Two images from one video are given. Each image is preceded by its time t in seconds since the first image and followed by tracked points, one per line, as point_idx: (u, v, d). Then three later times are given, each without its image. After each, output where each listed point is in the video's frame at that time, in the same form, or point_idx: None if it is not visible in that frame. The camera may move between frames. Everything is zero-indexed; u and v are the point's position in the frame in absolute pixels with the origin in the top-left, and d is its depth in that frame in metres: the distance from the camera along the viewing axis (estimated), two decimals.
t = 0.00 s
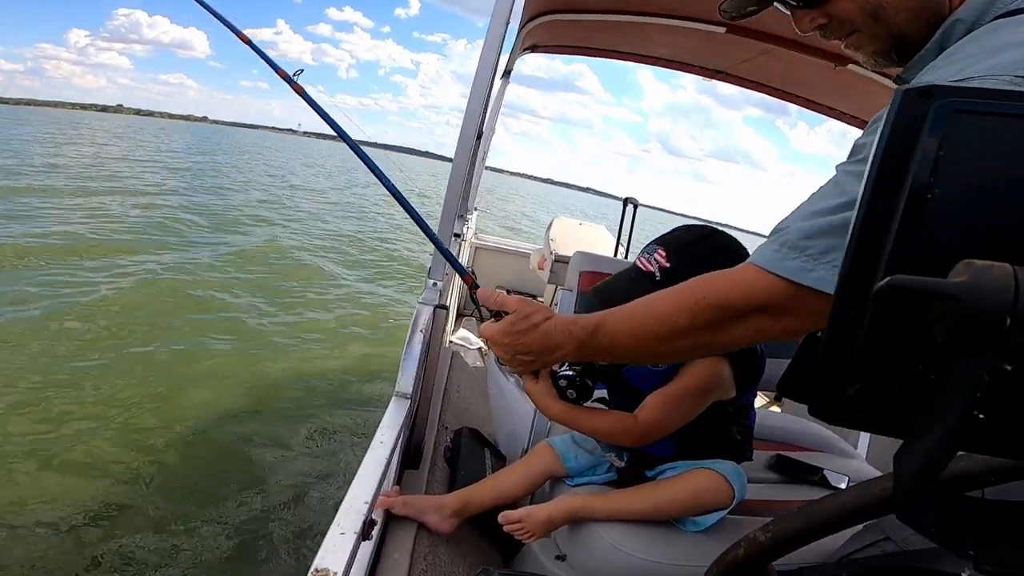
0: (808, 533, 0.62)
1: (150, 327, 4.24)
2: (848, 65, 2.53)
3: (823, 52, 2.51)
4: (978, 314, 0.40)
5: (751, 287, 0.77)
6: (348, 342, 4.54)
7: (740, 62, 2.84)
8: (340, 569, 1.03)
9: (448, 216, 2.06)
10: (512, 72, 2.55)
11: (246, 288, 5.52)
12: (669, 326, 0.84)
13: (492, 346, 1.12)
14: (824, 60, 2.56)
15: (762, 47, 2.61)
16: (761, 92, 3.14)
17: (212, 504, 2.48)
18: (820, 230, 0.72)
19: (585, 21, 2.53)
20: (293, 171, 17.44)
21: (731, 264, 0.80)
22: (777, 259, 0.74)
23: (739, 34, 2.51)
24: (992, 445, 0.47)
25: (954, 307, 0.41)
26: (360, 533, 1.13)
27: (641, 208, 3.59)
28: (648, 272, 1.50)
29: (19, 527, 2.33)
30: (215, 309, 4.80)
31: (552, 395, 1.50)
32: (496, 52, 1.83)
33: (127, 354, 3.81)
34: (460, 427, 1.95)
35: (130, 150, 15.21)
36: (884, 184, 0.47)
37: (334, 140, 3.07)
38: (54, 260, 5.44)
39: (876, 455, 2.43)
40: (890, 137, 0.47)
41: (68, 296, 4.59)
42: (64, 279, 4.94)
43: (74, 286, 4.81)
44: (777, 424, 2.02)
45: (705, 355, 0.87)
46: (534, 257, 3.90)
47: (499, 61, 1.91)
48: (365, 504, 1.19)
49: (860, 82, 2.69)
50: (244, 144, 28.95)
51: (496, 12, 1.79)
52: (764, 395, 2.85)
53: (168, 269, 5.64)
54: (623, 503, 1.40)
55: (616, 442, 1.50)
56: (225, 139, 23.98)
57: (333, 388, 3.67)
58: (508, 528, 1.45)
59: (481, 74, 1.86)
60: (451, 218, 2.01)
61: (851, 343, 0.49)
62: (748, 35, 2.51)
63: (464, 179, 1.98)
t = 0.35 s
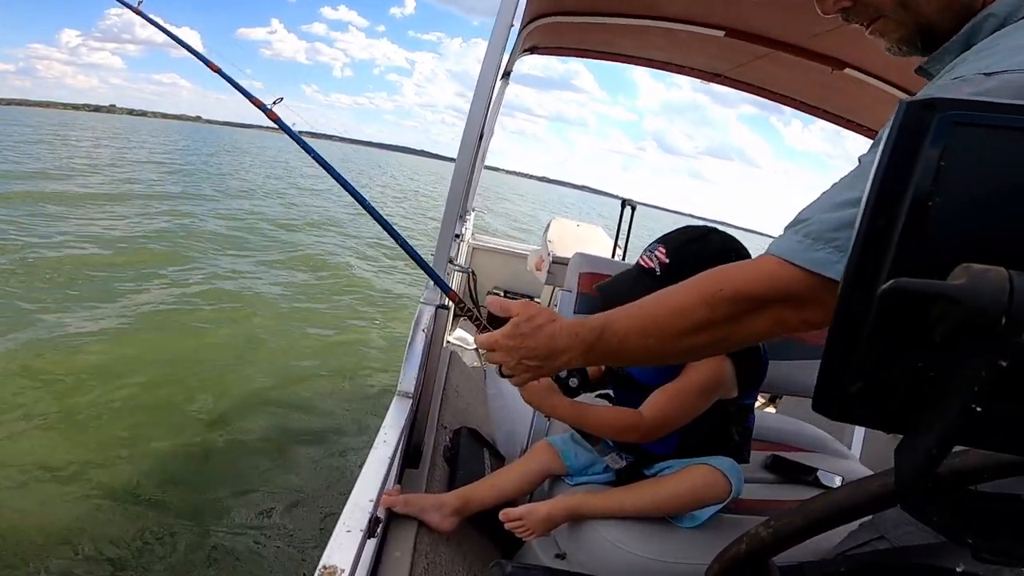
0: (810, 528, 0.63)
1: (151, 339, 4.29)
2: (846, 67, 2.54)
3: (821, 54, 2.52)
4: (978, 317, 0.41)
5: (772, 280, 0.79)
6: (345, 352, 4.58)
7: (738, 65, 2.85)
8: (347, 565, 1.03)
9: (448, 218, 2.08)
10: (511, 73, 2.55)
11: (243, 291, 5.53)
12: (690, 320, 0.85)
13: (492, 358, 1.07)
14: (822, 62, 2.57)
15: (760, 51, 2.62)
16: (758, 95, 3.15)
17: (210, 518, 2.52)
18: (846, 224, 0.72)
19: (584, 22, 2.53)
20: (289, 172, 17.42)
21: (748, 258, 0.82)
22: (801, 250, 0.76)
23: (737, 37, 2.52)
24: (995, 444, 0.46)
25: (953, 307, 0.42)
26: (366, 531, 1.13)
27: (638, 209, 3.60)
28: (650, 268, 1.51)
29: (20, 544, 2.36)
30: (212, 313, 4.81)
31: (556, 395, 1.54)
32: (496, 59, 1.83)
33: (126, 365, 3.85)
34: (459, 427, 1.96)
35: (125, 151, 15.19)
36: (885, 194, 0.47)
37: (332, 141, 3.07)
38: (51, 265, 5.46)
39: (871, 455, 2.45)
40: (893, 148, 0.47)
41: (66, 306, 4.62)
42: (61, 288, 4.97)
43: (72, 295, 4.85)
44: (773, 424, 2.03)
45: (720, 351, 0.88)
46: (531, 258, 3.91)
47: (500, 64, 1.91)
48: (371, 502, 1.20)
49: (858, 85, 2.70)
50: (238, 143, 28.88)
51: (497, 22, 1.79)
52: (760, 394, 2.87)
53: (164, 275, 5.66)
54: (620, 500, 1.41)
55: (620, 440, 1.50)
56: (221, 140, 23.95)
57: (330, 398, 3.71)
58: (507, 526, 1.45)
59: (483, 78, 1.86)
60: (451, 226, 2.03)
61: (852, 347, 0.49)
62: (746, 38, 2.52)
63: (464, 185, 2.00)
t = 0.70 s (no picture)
0: (809, 519, 0.63)
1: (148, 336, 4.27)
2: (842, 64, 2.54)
3: (816, 51, 2.52)
4: (979, 301, 0.41)
5: (755, 252, 0.82)
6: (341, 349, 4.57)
7: (734, 62, 2.84)
8: (344, 559, 1.03)
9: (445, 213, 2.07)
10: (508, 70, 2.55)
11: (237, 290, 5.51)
12: (674, 292, 0.88)
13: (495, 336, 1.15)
14: (817, 60, 2.57)
15: (757, 48, 2.62)
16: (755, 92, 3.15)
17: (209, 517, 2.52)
18: (816, 200, 0.74)
19: (581, 19, 2.53)
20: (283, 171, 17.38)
21: (731, 234, 0.84)
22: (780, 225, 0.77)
23: (733, 35, 2.52)
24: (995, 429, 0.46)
25: (953, 292, 0.41)
26: (364, 525, 1.13)
27: (634, 205, 3.60)
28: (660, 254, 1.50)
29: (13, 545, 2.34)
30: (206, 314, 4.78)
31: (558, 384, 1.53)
32: (493, 57, 1.83)
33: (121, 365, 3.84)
34: (455, 422, 1.95)
35: (117, 150, 15.12)
36: (882, 186, 0.47)
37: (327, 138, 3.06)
38: (44, 265, 5.43)
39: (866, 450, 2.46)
40: (891, 141, 0.46)
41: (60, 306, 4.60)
42: (54, 286, 4.94)
43: (65, 294, 4.82)
44: (768, 420, 2.03)
45: (707, 322, 0.91)
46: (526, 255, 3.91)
47: (498, 60, 1.90)
48: (370, 496, 1.20)
49: (853, 83, 2.71)
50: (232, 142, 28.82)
51: (495, 18, 1.79)
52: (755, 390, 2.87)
53: (159, 275, 5.64)
54: (619, 495, 1.41)
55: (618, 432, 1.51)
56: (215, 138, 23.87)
57: (325, 397, 3.71)
58: (506, 520, 1.46)
59: (481, 73, 1.86)
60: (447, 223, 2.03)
61: (850, 335, 0.48)
62: (743, 35, 2.52)
63: (462, 181, 2.00)
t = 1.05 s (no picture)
0: (824, 507, 0.65)
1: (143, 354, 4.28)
2: (838, 59, 2.56)
3: (813, 46, 2.53)
4: (1001, 279, 0.41)
5: (764, 262, 0.81)
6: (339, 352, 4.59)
7: (731, 57, 2.85)
8: (360, 554, 1.03)
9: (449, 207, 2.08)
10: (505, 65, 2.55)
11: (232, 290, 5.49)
12: (680, 299, 0.88)
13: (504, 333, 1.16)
14: (813, 55, 2.58)
15: (754, 44, 2.63)
16: (751, 88, 3.16)
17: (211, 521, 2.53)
18: (823, 207, 0.75)
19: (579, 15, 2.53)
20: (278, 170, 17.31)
21: (741, 244, 0.84)
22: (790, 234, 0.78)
23: (729, 30, 2.53)
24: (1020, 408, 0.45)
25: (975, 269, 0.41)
26: (377, 519, 1.13)
27: (632, 201, 3.61)
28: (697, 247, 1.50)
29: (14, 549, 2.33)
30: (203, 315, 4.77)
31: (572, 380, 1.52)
32: (492, 53, 1.82)
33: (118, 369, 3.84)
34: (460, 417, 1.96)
35: (110, 149, 15.06)
36: (900, 176, 0.47)
37: (322, 135, 3.04)
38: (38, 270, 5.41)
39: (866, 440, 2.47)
40: (908, 132, 0.47)
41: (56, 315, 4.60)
42: (51, 299, 4.96)
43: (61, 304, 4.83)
44: (771, 412, 2.04)
45: (713, 331, 0.91)
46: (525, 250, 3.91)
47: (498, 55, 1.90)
48: (381, 490, 1.20)
49: (849, 77, 2.72)
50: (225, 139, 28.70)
51: (495, 14, 1.78)
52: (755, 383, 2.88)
53: (154, 281, 5.64)
54: (629, 489, 1.41)
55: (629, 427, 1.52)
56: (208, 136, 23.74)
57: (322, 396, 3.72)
58: (515, 514, 1.45)
59: (482, 69, 1.86)
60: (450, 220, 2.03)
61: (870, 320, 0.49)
62: (740, 31, 2.52)
63: (464, 178, 2.00)
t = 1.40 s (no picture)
0: (837, 499, 0.65)
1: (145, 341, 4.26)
2: (837, 54, 2.56)
3: (811, 40, 2.53)
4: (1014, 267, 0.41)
5: (764, 262, 0.81)
6: (340, 344, 4.59)
7: (731, 53, 2.85)
8: (371, 551, 1.03)
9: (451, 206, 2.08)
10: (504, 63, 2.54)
11: (232, 289, 5.48)
12: (682, 301, 0.88)
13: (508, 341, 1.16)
14: (811, 50, 2.58)
15: (753, 39, 2.63)
16: (750, 83, 3.16)
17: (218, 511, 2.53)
18: (824, 204, 0.76)
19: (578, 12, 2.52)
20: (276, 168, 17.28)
21: (741, 243, 0.85)
22: (794, 231, 0.78)
23: (727, 25, 2.53)
24: None
25: (991, 259, 0.42)
26: (388, 516, 1.13)
27: (633, 198, 3.61)
28: (676, 247, 1.52)
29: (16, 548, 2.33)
30: (203, 314, 4.76)
31: (575, 381, 1.52)
32: (493, 50, 1.82)
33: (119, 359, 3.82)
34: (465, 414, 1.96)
35: (107, 146, 14.98)
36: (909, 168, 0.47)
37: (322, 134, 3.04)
38: (37, 264, 5.38)
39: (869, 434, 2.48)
40: (915, 125, 0.46)
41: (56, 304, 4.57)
42: (52, 288, 4.91)
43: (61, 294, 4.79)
44: (775, 406, 2.04)
45: (713, 332, 0.91)
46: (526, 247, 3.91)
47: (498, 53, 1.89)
48: (391, 487, 1.20)
49: (846, 71, 2.72)
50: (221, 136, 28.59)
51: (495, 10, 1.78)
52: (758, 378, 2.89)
53: (155, 272, 5.62)
54: (635, 485, 1.41)
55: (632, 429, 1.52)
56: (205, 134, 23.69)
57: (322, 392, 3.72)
58: (522, 511, 1.45)
59: (482, 68, 1.86)
60: (452, 218, 2.03)
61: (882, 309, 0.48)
62: (739, 27, 2.52)
63: (465, 177, 2.00)
